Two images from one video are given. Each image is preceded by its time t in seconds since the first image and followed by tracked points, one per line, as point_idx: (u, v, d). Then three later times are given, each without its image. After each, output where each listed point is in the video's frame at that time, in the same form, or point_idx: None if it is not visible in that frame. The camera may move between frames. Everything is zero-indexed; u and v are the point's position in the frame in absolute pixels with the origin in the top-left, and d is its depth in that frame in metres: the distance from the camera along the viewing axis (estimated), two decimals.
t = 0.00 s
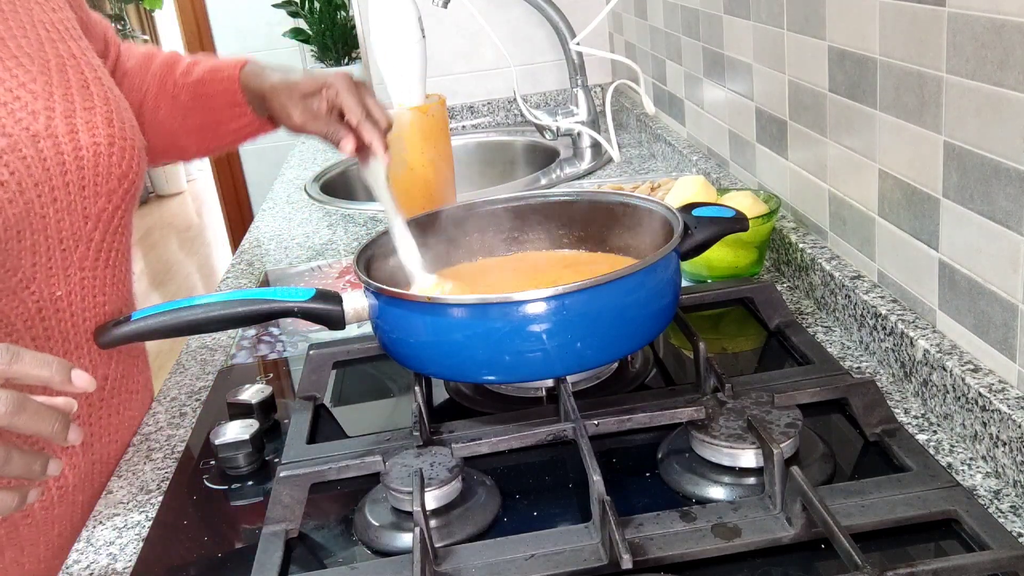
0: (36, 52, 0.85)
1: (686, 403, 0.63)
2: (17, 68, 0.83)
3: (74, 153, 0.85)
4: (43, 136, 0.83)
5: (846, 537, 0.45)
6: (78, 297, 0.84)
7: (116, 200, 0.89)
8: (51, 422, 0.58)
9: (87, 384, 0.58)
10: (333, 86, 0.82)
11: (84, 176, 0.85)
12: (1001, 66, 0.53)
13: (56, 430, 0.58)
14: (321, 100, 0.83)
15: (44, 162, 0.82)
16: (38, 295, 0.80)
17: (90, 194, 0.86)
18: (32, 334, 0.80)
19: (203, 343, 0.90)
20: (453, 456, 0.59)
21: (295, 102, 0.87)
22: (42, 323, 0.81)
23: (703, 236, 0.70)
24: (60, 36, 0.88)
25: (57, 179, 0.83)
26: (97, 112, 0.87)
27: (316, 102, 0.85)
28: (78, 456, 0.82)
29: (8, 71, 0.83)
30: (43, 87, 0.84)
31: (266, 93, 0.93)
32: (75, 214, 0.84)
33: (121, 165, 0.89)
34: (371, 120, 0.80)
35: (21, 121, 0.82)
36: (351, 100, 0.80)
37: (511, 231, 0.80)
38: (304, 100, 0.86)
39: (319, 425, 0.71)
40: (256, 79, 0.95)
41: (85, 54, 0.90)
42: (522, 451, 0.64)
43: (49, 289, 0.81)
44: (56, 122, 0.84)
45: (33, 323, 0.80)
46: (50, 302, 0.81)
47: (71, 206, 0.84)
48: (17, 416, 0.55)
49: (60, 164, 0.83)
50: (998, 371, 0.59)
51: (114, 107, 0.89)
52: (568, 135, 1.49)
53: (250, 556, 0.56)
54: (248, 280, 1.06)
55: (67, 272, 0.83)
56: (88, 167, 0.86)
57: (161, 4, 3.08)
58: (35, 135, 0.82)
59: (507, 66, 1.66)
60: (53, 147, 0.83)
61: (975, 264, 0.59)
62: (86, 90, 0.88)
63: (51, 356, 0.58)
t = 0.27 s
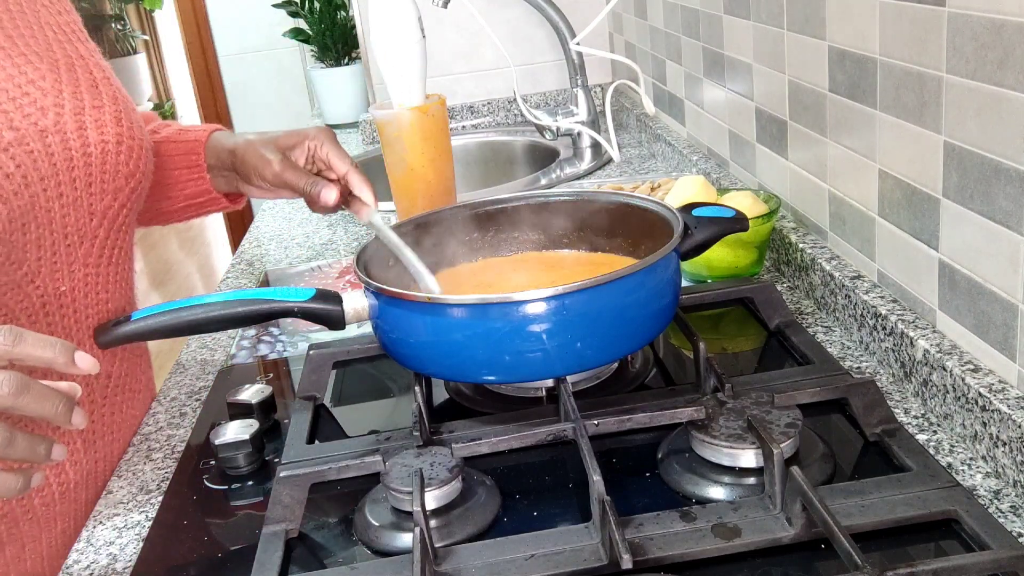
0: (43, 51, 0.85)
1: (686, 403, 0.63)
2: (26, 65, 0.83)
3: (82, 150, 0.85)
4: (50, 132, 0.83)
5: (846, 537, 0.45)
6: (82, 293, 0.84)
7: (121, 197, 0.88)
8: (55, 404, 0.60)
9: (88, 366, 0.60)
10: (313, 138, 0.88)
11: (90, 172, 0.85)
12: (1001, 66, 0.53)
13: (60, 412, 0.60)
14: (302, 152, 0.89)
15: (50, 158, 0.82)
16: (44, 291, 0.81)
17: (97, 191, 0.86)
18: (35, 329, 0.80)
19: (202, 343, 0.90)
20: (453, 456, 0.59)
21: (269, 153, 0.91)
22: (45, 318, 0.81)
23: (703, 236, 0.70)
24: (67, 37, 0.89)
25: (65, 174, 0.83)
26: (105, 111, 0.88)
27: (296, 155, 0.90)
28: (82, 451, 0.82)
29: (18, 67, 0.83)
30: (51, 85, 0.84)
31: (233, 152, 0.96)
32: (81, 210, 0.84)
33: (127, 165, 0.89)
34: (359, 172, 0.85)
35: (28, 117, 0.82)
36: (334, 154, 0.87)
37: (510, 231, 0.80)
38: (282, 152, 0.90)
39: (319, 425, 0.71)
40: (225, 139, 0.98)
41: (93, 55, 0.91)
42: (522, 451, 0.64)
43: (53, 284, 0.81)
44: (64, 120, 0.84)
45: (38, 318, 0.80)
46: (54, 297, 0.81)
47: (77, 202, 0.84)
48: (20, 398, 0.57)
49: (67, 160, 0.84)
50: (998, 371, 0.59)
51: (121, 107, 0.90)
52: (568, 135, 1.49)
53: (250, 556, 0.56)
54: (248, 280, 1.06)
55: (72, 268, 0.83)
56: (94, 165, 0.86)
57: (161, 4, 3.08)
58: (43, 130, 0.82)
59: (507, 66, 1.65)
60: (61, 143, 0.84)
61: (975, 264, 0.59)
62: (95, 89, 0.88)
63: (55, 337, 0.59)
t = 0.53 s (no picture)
0: (45, 45, 0.86)
1: (686, 403, 0.63)
2: (28, 59, 0.84)
3: (83, 143, 0.85)
4: (52, 126, 0.83)
5: (846, 537, 0.45)
6: (85, 287, 0.84)
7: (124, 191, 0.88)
8: (63, 402, 0.58)
9: (95, 363, 0.57)
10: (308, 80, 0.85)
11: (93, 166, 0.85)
12: (1001, 66, 0.53)
13: (68, 409, 0.58)
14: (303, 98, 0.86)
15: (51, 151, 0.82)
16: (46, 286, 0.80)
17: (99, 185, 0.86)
18: (38, 322, 0.80)
19: (202, 343, 0.90)
20: (453, 456, 0.59)
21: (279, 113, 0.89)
22: (49, 311, 0.81)
23: (703, 236, 0.70)
24: (68, 32, 0.89)
25: (67, 168, 0.83)
26: (106, 105, 0.88)
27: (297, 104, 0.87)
28: (85, 447, 0.82)
29: (18, 62, 0.83)
30: (53, 79, 0.85)
31: (243, 115, 0.95)
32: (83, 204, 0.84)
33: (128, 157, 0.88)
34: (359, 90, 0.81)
35: (31, 111, 0.82)
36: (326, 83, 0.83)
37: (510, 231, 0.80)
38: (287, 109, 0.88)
39: (319, 424, 0.71)
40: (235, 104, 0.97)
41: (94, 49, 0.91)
42: (522, 451, 0.64)
43: (57, 277, 0.81)
44: (66, 113, 0.84)
45: (41, 310, 0.80)
46: (58, 290, 0.81)
47: (80, 195, 0.84)
48: (26, 395, 0.55)
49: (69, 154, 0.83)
50: (998, 371, 0.59)
51: (122, 99, 0.90)
52: (568, 135, 1.49)
53: (250, 556, 0.56)
54: (248, 280, 1.06)
55: (74, 263, 0.83)
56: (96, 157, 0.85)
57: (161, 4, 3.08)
58: (45, 124, 0.82)
59: (507, 66, 1.65)
60: (63, 137, 0.83)
61: (975, 264, 0.59)
62: (96, 83, 0.88)
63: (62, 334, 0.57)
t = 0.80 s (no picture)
0: (41, 39, 0.84)
1: (686, 403, 0.63)
2: (25, 55, 0.82)
3: (84, 140, 0.85)
4: (52, 123, 0.82)
5: (846, 537, 0.45)
6: (87, 283, 0.84)
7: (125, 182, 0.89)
8: (79, 396, 0.57)
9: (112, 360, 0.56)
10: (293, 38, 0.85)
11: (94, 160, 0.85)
12: (1001, 66, 0.53)
13: (85, 404, 0.57)
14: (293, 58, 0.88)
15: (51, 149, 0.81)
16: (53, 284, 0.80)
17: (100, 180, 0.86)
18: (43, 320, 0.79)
19: (202, 343, 0.90)
20: (453, 456, 0.59)
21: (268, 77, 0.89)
22: (54, 308, 0.80)
23: (703, 236, 0.70)
24: (62, 24, 0.87)
25: (69, 165, 0.83)
26: (104, 99, 0.87)
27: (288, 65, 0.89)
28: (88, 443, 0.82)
29: (14, 59, 0.81)
30: (50, 75, 0.83)
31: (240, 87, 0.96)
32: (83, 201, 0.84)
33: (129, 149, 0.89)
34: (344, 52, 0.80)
35: (30, 107, 0.81)
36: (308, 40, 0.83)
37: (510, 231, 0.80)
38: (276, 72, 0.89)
39: (319, 424, 0.71)
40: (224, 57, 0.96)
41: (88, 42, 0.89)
42: (522, 451, 0.64)
43: (60, 274, 0.81)
44: (64, 109, 0.84)
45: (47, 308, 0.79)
46: (62, 287, 0.81)
47: (82, 191, 0.84)
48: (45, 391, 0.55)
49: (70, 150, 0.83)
50: (998, 371, 0.59)
51: (118, 92, 0.89)
52: (568, 135, 1.49)
53: (250, 556, 0.56)
54: (249, 280, 1.06)
55: (76, 259, 0.83)
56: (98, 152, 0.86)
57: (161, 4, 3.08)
58: (45, 122, 0.82)
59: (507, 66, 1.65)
60: (63, 134, 0.83)
61: (975, 264, 0.59)
62: (93, 78, 0.87)
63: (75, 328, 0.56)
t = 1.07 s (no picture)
0: (37, 40, 0.84)
1: (686, 403, 0.63)
2: (19, 57, 0.82)
3: (80, 143, 0.84)
4: (47, 129, 0.82)
5: (846, 537, 0.45)
6: (87, 288, 0.84)
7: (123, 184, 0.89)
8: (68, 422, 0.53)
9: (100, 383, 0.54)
10: (315, 45, 0.87)
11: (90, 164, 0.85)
12: (1001, 66, 0.53)
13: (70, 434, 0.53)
14: (308, 65, 0.88)
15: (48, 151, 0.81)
16: (50, 289, 0.79)
17: (97, 184, 0.86)
18: (42, 325, 0.79)
19: (203, 343, 0.90)
20: (453, 456, 0.59)
21: (277, 76, 0.88)
22: (53, 313, 0.80)
23: (703, 236, 0.70)
24: (60, 22, 0.87)
25: (65, 170, 0.82)
26: (101, 101, 0.87)
27: (302, 69, 0.88)
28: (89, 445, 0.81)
29: (8, 61, 0.81)
30: (45, 77, 0.83)
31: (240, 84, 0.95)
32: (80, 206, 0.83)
33: (126, 151, 0.89)
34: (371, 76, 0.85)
35: (24, 113, 0.80)
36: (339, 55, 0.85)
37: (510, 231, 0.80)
38: (288, 72, 0.88)
39: (319, 425, 0.71)
40: (220, 54, 0.96)
41: (85, 39, 0.89)
42: (522, 451, 0.64)
43: (58, 281, 0.80)
44: (60, 113, 0.83)
45: (46, 313, 0.79)
46: (60, 292, 0.80)
47: (80, 196, 0.83)
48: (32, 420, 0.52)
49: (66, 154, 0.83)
50: (998, 371, 0.59)
51: (116, 93, 0.89)
52: (568, 135, 1.49)
53: (250, 556, 0.56)
54: (249, 280, 1.06)
55: (73, 264, 0.83)
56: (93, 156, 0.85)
57: (161, 4, 3.08)
58: (39, 126, 0.81)
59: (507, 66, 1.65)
60: (59, 139, 0.82)
61: (975, 264, 0.59)
62: (89, 79, 0.87)
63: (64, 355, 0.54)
